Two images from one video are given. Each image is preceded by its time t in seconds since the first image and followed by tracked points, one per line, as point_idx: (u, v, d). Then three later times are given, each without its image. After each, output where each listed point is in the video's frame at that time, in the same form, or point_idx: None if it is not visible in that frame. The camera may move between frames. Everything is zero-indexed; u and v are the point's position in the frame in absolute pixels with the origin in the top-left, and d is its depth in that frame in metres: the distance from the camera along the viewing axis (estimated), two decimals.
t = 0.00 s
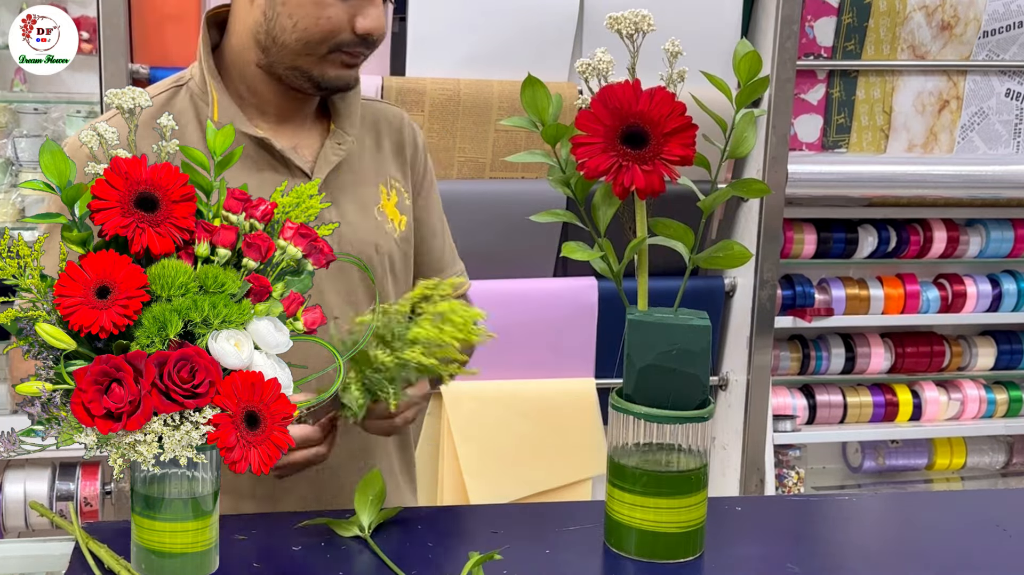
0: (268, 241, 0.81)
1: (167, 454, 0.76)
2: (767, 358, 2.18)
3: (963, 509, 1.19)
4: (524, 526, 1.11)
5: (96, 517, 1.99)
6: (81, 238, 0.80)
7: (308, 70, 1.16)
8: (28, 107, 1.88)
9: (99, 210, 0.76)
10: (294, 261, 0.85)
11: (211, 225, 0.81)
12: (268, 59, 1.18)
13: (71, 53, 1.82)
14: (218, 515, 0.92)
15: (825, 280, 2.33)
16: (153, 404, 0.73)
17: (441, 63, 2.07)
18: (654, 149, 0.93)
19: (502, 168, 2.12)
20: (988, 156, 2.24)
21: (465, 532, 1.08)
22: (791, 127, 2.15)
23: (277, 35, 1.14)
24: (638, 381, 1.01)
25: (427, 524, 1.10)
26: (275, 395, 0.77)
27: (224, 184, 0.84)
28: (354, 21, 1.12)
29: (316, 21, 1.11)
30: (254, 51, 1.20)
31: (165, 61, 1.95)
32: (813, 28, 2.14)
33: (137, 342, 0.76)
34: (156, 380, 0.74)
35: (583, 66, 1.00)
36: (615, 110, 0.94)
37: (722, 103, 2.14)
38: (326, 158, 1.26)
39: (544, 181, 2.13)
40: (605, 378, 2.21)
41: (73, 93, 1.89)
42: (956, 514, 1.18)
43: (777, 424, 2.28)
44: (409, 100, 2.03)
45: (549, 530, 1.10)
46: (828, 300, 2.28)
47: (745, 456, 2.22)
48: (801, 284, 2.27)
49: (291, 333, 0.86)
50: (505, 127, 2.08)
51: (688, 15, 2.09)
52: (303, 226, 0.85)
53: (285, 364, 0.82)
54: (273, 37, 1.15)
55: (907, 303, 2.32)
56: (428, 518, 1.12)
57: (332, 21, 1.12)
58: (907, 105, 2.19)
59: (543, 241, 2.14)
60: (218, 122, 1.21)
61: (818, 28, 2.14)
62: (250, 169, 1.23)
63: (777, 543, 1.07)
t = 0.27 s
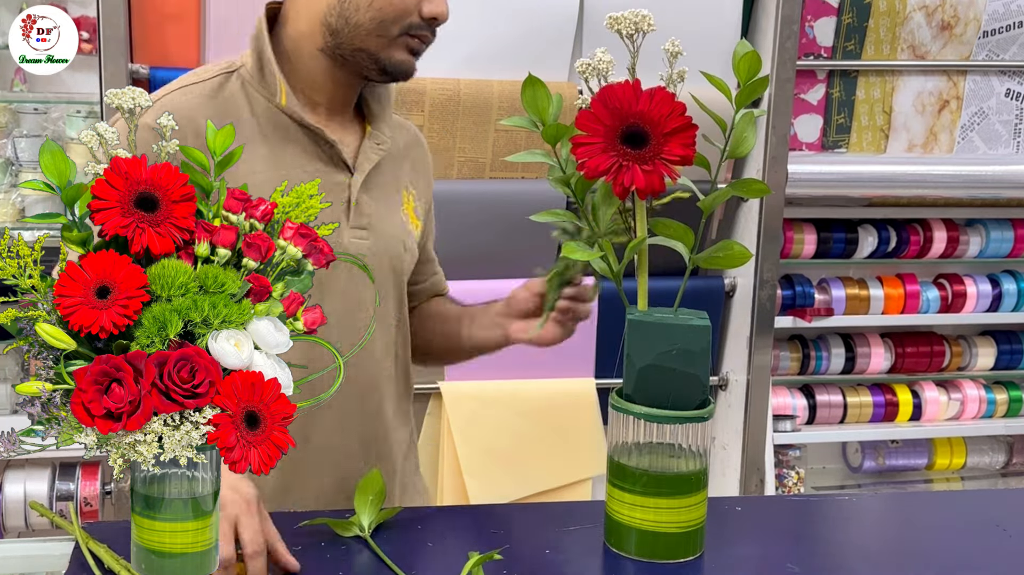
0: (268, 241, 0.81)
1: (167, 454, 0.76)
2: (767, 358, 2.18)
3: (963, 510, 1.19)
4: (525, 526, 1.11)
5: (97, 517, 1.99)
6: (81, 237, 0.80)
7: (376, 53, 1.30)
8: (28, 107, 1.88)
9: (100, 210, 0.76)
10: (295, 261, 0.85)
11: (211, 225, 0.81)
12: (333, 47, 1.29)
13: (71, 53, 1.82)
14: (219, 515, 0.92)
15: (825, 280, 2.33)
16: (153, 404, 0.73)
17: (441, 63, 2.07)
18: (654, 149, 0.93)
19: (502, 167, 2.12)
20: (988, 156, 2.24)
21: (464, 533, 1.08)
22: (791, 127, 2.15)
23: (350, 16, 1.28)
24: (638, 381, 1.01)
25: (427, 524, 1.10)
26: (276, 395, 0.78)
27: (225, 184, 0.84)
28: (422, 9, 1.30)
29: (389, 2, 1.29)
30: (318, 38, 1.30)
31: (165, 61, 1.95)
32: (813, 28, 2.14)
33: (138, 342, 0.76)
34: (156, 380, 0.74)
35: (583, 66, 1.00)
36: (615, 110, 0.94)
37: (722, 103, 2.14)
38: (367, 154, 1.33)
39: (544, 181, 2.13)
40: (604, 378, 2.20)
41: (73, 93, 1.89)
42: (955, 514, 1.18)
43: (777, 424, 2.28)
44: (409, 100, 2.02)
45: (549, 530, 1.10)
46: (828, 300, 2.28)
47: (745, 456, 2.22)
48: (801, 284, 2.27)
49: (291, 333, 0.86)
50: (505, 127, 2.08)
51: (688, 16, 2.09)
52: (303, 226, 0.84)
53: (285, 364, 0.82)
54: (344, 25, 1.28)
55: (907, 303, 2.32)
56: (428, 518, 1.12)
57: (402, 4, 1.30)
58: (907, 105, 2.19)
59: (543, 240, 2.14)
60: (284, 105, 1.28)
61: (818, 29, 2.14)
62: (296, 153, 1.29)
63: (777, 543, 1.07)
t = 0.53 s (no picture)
0: (268, 241, 0.81)
1: (167, 454, 0.76)
2: (767, 358, 2.18)
3: (963, 510, 1.19)
4: (525, 526, 1.11)
5: (97, 517, 1.99)
6: (81, 238, 0.80)
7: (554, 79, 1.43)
8: (28, 107, 1.88)
9: (99, 210, 0.76)
10: (294, 262, 0.86)
11: (211, 225, 0.81)
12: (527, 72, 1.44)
13: (71, 53, 1.82)
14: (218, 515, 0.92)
15: (825, 280, 2.33)
16: (153, 404, 0.73)
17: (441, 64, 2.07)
18: (654, 149, 0.93)
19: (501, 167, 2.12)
20: (988, 156, 2.24)
21: (465, 533, 1.08)
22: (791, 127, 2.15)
23: (538, 41, 1.43)
24: (638, 381, 1.01)
25: (426, 523, 1.10)
26: (276, 395, 0.78)
27: (224, 184, 0.84)
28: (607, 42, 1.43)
29: (579, 35, 1.43)
30: (511, 56, 1.44)
31: (165, 61, 1.95)
32: (813, 28, 2.14)
33: (137, 342, 0.76)
34: (156, 380, 0.74)
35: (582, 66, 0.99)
36: (615, 110, 0.94)
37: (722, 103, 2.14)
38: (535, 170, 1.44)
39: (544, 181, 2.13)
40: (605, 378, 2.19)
41: (73, 93, 1.89)
42: (955, 514, 1.18)
43: (777, 424, 2.28)
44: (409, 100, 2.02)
45: (549, 531, 1.10)
46: (828, 300, 2.27)
47: (745, 456, 2.22)
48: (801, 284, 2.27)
49: (291, 333, 0.86)
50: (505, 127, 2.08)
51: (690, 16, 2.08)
52: (303, 226, 0.84)
53: (285, 364, 0.82)
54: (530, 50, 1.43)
55: (907, 303, 2.32)
56: (428, 518, 1.12)
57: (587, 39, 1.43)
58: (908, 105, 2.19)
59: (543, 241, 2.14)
60: (468, 104, 1.41)
61: (818, 29, 2.14)
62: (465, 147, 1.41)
63: (777, 544, 1.07)
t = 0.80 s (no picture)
0: (268, 241, 0.81)
1: (168, 454, 0.76)
2: (767, 358, 2.18)
3: (963, 510, 1.19)
4: (525, 527, 1.11)
5: (97, 517, 1.99)
6: (81, 237, 0.80)
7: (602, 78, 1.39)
8: (28, 107, 1.88)
9: (99, 210, 0.76)
10: (294, 262, 0.86)
11: (211, 225, 0.81)
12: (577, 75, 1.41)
13: (71, 53, 1.82)
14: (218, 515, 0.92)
15: (825, 280, 2.33)
16: (153, 404, 0.73)
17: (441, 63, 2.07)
18: (654, 149, 0.93)
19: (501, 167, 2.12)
20: (988, 156, 2.25)
21: (465, 533, 1.08)
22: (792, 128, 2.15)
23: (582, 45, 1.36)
24: (638, 381, 1.01)
25: (427, 523, 1.10)
26: (276, 395, 0.78)
27: (224, 184, 0.84)
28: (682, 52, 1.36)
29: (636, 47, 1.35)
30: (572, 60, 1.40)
31: (165, 61, 1.95)
32: (813, 28, 2.14)
33: (137, 342, 0.76)
34: (156, 380, 0.74)
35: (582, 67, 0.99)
36: (615, 110, 0.94)
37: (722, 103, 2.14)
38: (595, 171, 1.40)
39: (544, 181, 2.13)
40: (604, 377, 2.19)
41: (72, 93, 1.89)
42: (955, 514, 1.18)
43: (777, 424, 2.28)
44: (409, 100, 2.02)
45: (549, 530, 1.10)
46: (828, 300, 2.27)
47: (745, 456, 2.22)
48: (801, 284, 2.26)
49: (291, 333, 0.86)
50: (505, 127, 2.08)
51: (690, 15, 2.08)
52: (302, 226, 0.84)
53: (285, 364, 0.82)
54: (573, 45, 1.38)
55: (907, 303, 2.32)
56: (429, 518, 1.12)
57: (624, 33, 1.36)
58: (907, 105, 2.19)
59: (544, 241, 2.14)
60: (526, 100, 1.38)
61: (818, 29, 2.14)
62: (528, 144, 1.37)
63: (777, 544, 1.07)
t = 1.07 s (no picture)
0: (268, 241, 0.81)
1: (167, 454, 0.76)
2: (767, 358, 2.18)
3: (963, 510, 1.19)
4: (525, 527, 1.11)
5: (97, 517, 1.99)
6: (80, 238, 0.80)
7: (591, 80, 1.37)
8: (28, 107, 1.88)
9: (99, 210, 0.76)
10: (294, 262, 0.86)
11: (211, 225, 0.81)
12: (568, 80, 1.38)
13: (71, 53, 1.82)
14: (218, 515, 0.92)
15: (825, 280, 2.33)
16: (153, 404, 0.73)
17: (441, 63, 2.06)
18: (654, 150, 0.93)
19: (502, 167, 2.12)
20: (988, 156, 2.25)
21: (465, 533, 1.08)
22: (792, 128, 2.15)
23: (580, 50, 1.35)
24: (638, 381, 1.01)
25: (427, 523, 1.10)
26: (276, 394, 0.78)
27: (224, 184, 0.84)
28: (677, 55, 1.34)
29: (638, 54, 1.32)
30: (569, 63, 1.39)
31: (165, 61, 1.95)
32: (813, 28, 2.14)
33: (137, 342, 0.76)
34: (156, 380, 0.74)
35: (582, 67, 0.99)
36: (615, 110, 0.93)
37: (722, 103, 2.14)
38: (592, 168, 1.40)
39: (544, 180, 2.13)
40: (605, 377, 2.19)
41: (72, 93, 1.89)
42: (955, 514, 1.18)
43: (777, 424, 2.28)
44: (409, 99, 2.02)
45: (549, 531, 1.10)
46: (828, 300, 2.27)
47: (745, 456, 2.22)
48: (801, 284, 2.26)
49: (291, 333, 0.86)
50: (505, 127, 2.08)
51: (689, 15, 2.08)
52: (303, 226, 0.84)
53: (285, 364, 0.82)
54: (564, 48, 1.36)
55: (907, 303, 2.32)
56: (429, 518, 1.12)
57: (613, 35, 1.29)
58: (908, 105, 2.19)
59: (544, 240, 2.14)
60: (517, 99, 1.38)
61: (818, 29, 2.14)
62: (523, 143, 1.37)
63: (777, 544, 1.07)
